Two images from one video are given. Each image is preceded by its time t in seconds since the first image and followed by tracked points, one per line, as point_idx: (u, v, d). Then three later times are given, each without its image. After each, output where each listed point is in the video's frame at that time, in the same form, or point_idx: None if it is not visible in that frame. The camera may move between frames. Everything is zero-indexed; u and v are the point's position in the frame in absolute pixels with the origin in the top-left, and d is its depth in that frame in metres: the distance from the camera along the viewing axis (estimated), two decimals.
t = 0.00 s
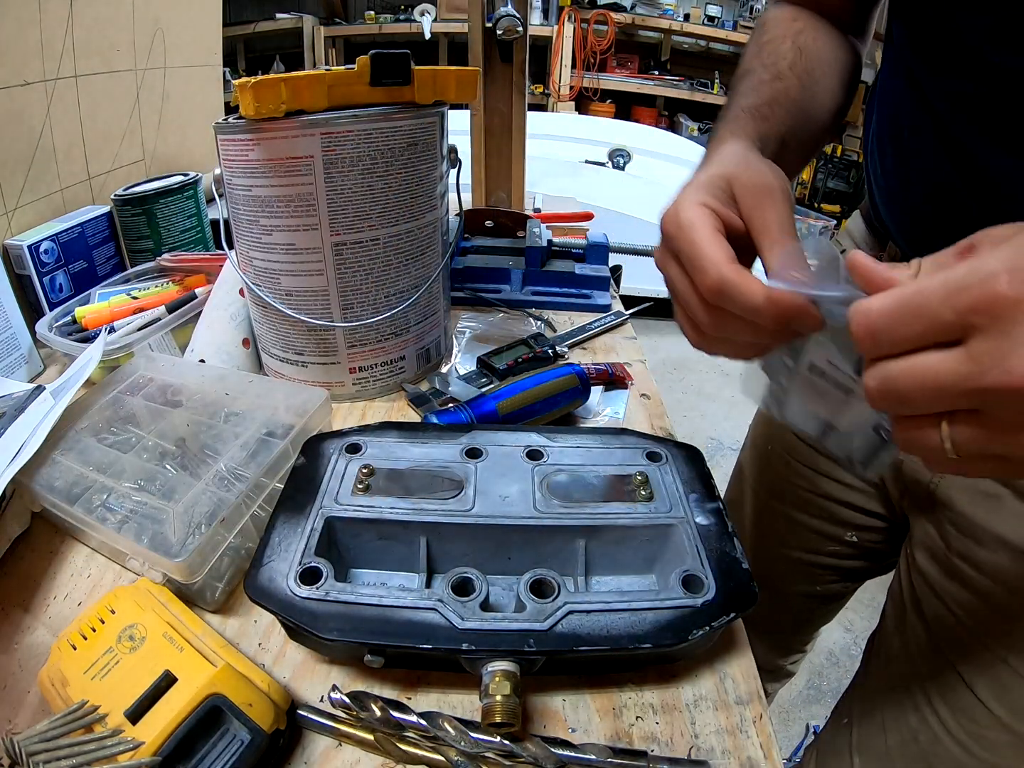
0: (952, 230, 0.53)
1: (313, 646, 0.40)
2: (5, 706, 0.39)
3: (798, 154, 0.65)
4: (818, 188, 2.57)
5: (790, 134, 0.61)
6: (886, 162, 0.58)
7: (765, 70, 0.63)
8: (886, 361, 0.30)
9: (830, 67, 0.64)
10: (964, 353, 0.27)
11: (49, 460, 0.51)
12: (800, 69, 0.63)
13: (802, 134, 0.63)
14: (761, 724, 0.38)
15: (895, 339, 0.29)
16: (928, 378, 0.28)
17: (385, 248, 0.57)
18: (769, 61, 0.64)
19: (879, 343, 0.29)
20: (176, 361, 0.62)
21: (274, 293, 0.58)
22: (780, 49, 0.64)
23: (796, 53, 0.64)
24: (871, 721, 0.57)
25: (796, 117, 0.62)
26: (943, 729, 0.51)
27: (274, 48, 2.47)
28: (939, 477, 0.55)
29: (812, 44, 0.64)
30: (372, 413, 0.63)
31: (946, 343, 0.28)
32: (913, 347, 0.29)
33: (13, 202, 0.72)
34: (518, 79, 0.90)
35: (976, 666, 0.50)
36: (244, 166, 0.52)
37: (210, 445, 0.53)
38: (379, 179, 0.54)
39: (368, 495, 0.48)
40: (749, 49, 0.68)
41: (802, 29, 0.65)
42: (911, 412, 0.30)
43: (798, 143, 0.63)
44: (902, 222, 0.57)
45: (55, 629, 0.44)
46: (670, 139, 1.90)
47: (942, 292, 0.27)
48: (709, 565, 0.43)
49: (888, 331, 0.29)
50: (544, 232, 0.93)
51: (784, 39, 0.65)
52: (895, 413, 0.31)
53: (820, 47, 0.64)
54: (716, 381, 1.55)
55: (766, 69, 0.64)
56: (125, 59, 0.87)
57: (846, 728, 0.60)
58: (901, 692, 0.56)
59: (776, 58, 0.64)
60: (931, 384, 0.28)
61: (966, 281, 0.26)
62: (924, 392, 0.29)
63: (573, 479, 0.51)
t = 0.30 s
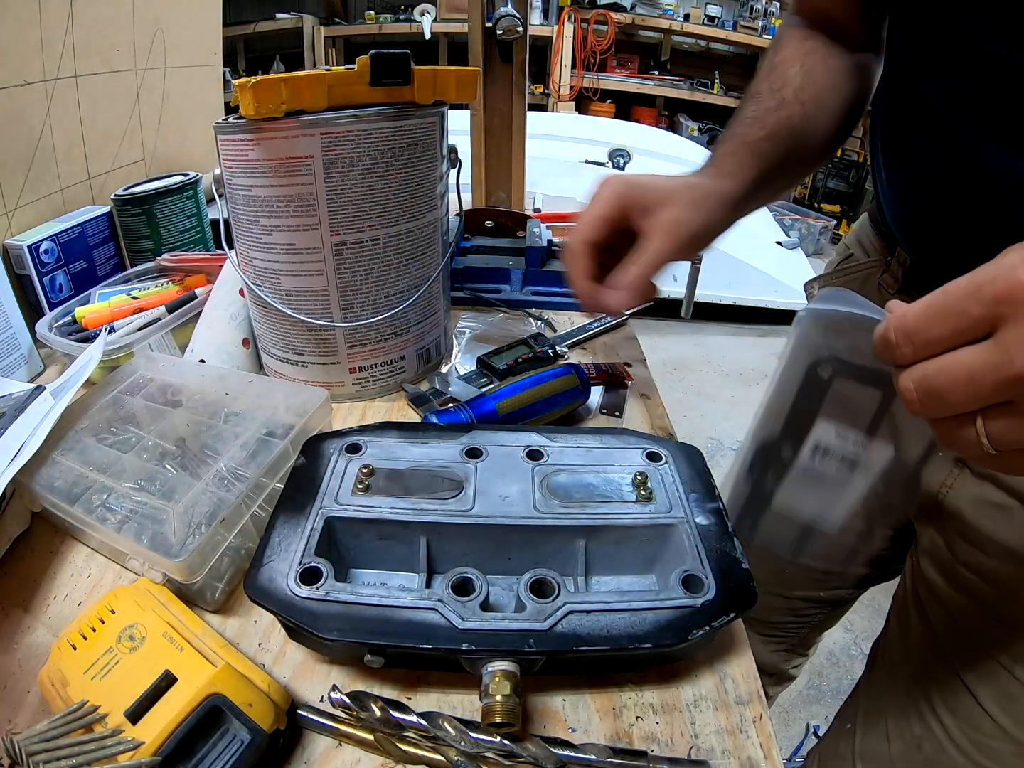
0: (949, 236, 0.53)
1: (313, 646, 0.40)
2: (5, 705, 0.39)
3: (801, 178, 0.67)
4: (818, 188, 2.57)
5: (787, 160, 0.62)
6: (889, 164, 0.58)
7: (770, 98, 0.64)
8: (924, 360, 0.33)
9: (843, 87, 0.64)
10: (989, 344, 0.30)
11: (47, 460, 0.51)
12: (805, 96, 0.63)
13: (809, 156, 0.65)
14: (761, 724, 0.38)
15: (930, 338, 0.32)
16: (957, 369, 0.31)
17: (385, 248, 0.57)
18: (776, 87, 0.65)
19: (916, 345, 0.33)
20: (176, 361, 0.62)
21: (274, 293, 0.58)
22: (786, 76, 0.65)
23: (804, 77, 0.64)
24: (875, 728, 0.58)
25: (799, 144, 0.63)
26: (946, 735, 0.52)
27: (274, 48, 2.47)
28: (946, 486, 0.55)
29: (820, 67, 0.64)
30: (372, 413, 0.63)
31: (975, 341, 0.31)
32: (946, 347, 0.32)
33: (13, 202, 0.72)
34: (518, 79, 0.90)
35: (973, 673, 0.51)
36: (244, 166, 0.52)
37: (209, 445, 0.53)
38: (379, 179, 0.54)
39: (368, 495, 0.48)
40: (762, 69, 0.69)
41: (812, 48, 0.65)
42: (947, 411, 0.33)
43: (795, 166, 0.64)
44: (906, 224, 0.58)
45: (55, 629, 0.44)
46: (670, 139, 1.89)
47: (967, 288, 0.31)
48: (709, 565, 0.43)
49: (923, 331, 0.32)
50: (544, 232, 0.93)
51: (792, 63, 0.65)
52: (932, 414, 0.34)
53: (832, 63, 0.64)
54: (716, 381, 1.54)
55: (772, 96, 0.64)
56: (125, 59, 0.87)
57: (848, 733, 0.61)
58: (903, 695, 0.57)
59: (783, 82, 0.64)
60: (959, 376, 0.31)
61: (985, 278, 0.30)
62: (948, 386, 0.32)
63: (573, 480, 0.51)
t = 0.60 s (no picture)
0: (952, 237, 0.53)
1: (313, 646, 0.40)
2: (6, 705, 0.39)
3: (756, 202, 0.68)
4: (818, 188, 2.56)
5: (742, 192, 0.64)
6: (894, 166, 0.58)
7: (733, 119, 0.64)
8: (955, 367, 0.34)
9: (813, 107, 0.64)
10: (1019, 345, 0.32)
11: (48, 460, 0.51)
12: (771, 118, 0.63)
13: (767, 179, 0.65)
14: (761, 724, 0.38)
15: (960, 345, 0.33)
16: (990, 373, 0.32)
17: (385, 248, 0.57)
18: (740, 107, 0.64)
19: (946, 352, 0.34)
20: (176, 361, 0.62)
21: (274, 293, 0.58)
22: (753, 95, 0.64)
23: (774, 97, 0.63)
24: (890, 736, 0.57)
25: (755, 169, 0.64)
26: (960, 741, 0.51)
27: (274, 48, 2.48)
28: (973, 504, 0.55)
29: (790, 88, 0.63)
30: (373, 413, 0.63)
31: (1006, 346, 0.32)
32: (978, 352, 0.33)
33: (13, 202, 0.72)
34: (518, 79, 0.90)
35: (990, 679, 0.51)
36: (243, 166, 0.52)
37: (210, 446, 0.53)
38: (379, 179, 0.54)
39: (368, 495, 0.48)
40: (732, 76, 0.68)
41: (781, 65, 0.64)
42: (982, 415, 0.34)
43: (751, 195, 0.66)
44: (910, 226, 0.57)
45: (55, 629, 0.44)
46: (670, 139, 1.90)
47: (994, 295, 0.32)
48: (709, 565, 0.43)
49: (954, 339, 0.33)
50: (544, 232, 0.93)
51: (762, 78, 0.64)
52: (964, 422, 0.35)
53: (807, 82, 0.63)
54: (716, 381, 1.54)
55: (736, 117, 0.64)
56: (125, 59, 0.87)
57: (862, 739, 0.60)
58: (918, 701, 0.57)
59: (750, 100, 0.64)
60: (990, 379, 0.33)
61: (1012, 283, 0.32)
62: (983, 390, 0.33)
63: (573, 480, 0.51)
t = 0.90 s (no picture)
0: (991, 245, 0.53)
1: (313, 646, 0.40)
2: (6, 705, 0.39)
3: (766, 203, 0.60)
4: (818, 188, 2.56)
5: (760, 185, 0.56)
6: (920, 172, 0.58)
7: (707, 111, 0.56)
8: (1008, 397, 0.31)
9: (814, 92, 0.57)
10: None
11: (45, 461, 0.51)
12: (777, 103, 0.56)
13: (774, 169, 0.57)
14: (761, 724, 0.38)
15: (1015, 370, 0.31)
16: None
17: (385, 248, 0.57)
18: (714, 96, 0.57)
19: (999, 375, 0.31)
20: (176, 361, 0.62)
21: (274, 293, 0.58)
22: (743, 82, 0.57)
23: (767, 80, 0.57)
24: None
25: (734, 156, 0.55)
26: None
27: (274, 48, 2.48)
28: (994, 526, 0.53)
29: (796, 71, 0.57)
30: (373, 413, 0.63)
31: None
32: None
33: (13, 202, 0.72)
34: (518, 79, 0.90)
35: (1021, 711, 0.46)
36: (244, 166, 0.52)
37: (209, 446, 0.53)
38: (379, 179, 0.54)
39: (368, 495, 0.48)
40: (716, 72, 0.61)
41: (768, 53, 0.58)
42: None
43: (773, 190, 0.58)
44: (942, 230, 0.58)
45: (55, 629, 0.44)
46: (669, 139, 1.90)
47: None
48: (709, 565, 0.43)
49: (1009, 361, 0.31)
50: (544, 232, 0.93)
51: (759, 63, 0.57)
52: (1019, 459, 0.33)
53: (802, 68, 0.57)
54: (715, 381, 1.54)
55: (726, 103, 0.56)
56: (125, 59, 0.87)
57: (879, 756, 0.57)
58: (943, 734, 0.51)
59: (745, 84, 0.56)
60: None
61: None
62: None
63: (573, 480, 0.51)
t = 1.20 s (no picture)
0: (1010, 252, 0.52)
1: (313, 646, 0.40)
2: (6, 705, 0.39)
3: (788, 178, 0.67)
4: (818, 188, 2.56)
5: (750, 171, 0.63)
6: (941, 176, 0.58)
7: (746, 104, 0.64)
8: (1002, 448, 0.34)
9: (823, 95, 0.63)
10: None
11: (46, 462, 0.51)
12: (782, 103, 0.63)
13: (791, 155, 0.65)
14: (761, 724, 0.39)
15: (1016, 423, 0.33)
16: None
17: (385, 248, 0.57)
18: (756, 92, 0.65)
19: (1000, 426, 0.34)
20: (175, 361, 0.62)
21: (274, 293, 0.58)
22: (772, 80, 0.64)
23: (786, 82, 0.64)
24: None
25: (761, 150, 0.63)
26: None
27: (274, 48, 2.48)
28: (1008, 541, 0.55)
29: (805, 76, 0.63)
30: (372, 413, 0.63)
31: None
32: None
33: (13, 202, 0.72)
34: (518, 79, 0.90)
35: None
36: (244, 166, 0.52)
37: (205, 446, 0.53)
38: (379, 179, 0.54)
39: (368, 495, 0.48)
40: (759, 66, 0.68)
41: (804, 52, 0.64)
42: None
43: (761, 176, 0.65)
44: (961, 236, 0.57)
45: (55, 629, 0.44)
46: (669, 139, 1.90)
47: None
48: (709, 565, 0.43)
49: (1009, 412, 0.33)
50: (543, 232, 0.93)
51: (781, 66, 0.65)
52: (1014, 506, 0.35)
53: (816, 72, 0.63)
54: (715, 381, 1.54)
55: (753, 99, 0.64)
56: (125, 59, 0.87)
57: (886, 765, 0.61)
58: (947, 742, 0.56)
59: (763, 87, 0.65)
60: None
61: None
62: None
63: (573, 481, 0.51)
